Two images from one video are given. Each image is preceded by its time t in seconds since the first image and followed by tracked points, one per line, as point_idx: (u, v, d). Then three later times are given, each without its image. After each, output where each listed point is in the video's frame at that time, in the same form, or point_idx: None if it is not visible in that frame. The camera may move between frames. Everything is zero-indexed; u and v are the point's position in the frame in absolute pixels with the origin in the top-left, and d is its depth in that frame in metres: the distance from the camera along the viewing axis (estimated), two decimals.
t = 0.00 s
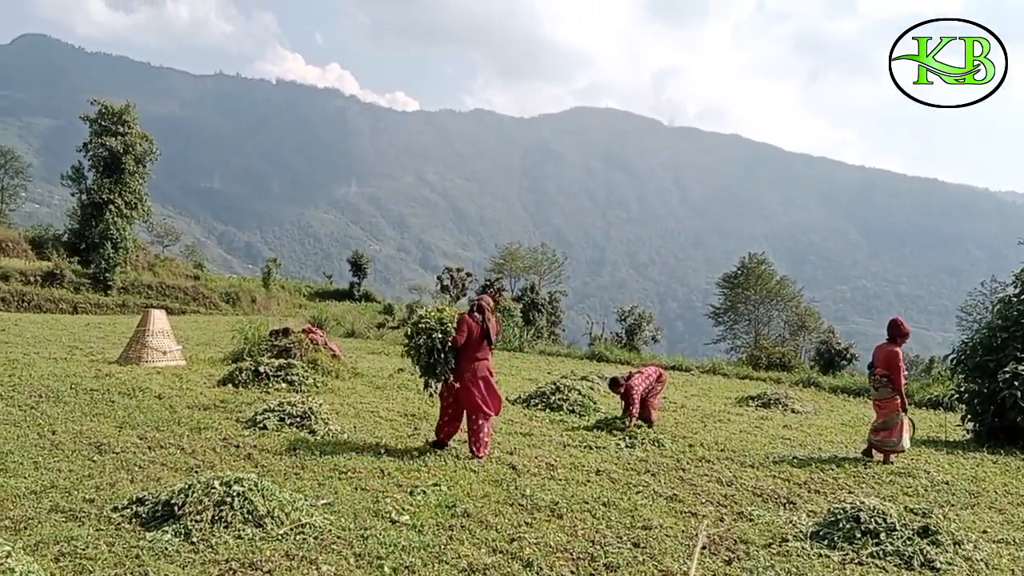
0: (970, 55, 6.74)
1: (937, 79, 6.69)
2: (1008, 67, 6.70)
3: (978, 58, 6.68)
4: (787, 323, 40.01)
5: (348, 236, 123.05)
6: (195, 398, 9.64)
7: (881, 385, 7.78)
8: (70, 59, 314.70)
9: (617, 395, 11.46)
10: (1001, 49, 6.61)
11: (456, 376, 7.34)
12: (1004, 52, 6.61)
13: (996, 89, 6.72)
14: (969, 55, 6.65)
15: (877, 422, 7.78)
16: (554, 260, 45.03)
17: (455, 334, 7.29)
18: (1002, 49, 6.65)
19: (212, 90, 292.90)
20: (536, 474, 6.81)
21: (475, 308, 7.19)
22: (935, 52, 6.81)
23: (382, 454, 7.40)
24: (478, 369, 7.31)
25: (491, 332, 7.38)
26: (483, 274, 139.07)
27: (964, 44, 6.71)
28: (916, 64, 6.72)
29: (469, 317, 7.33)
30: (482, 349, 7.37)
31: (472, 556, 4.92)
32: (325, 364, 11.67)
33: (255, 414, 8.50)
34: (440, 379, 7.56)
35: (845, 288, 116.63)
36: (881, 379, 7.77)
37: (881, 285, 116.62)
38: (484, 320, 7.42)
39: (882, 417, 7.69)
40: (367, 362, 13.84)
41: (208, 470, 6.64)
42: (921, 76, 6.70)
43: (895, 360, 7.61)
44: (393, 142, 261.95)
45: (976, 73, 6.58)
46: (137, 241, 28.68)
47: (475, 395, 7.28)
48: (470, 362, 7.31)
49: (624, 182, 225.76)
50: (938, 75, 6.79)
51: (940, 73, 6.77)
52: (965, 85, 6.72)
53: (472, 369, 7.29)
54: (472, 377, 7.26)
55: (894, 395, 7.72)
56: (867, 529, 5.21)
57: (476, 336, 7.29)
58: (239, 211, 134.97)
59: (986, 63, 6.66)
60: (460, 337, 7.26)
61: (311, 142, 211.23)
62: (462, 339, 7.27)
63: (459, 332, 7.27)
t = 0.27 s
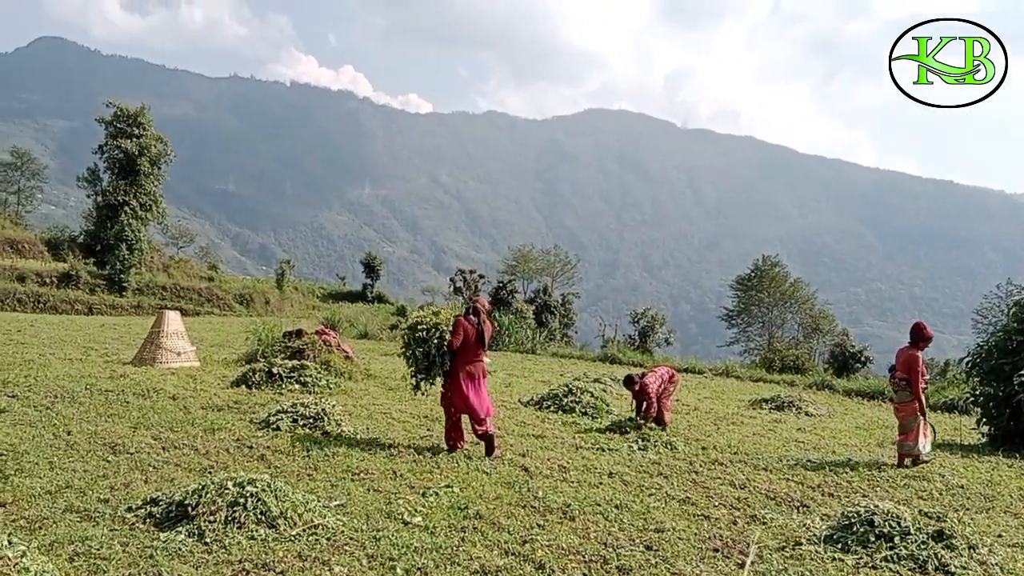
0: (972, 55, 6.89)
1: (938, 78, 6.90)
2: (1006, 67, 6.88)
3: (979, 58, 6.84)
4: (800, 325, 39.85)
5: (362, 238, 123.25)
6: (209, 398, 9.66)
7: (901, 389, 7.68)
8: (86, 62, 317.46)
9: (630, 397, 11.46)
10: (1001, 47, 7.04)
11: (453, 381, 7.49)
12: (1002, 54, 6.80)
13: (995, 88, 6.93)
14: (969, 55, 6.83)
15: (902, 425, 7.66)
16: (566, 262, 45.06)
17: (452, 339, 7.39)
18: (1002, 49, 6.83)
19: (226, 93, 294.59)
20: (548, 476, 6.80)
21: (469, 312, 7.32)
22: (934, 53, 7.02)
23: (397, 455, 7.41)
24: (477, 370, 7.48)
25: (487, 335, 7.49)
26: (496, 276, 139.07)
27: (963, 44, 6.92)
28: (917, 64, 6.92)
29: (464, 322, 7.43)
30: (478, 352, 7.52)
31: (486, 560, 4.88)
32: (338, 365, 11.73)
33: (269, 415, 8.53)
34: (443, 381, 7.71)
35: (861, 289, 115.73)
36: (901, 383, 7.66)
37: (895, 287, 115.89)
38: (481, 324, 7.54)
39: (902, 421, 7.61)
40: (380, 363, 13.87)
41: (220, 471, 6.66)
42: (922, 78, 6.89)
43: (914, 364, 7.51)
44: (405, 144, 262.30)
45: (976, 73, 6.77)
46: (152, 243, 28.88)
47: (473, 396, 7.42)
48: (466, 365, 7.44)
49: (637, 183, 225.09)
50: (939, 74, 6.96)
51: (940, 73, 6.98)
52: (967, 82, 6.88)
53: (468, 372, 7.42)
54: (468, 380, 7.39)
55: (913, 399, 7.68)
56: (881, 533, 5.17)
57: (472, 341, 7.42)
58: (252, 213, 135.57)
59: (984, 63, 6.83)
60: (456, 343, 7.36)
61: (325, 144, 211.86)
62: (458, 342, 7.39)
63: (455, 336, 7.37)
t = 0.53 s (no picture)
0: (972, 54, 6.79)
1: (937, 78, 6.82)
2: (1008, 67, 6.78)
3: (978, 58, 6.74)
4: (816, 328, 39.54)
5: (377, 239, 123.65)
6: (225, 400, 9.74)
7: (925, 393, 7.57)
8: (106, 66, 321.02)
9: (645, 399, 11.41)
10: (1001, 48, 6.76)
11: (457, 377, 7.68)
12: (1004, 52, 6.69)
13: (998, 88, 6.82)
14: (969, 54, 6.75)
15: (925, 429, 7.57)
16: (581, 264, 44.96)
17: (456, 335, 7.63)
18: (1003, 48, 6.73)
19: (242, 96, 296.80)
20: (562, 478, 6.80)
21: (472, 308, 7.54)
22: (933, 53, 6.92)
23: (410, 456, 7.42)
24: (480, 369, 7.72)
25: (489, 332, 7.74)
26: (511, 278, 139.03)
27: (965, 42, 6.79)
28: (917, 64, 6.84)
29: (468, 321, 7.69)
30: (482, 348, 7.77)
31: (501, 563, 4.88)
32: (353, 367, 11.77)
33: (285, 417, 8.59)
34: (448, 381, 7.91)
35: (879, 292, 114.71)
36: (927, 387, 7.56)
37: (913, 289, 114.80)
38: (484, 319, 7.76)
39: (926, 424, 7.52)
40: (394, 365, 13.90)
41: (236, 472, 6.72)
42: (920, 78, 6.83)
43: (939, 368, 7.40)
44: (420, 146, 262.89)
45: (975, 72, 6.67)
46: (169, 245, 29.14)
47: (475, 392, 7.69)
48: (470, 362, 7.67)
49: (653, 185, 224.24)
50: (938, 75, 6.89)
51: (940, 72, 6.89)
52: (967, 82, 6.77)
53: (471, 369, 7.64)
54: (472, 377, 7.59)
55: (938, 403, 7.52)
56: (898, 537, 5.13)
57: (475, 336, 7.66)
58: (268, 215, 136.28)
59: (985, 63, 6.74)
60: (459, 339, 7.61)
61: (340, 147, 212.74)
62: (460, 340, 7.63)
63: (458, 333, 7.61)
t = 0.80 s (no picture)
0: (969, 56, 6.76)
1: (938, 77, 6.78)
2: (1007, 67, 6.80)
3: (976, 60, 6.70)
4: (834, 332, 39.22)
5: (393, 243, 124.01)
6: (243, 403, 9.81)
7: (960, 399, 7.52)
8: (127, 70, 324.92)
9: (661, 403, 11.37)
10: (1000, 49, 7.17)
11: (466, 378, 7.98)
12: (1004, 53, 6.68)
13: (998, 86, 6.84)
14: (969, 55, 6.71)
15: (961, 435, 7.49)
16: (597, 269, 44.89)
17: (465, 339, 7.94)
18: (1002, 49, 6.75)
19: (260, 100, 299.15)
20: (579, 483, 6.79)
21: (480, 311, 7.93)
22: (934, 54, 6.85)
23: (426, 460, 7.44)
24: (487, 371, 8.04)
25: (496, 334, 8.05)
26: (526, 282, 139.00)
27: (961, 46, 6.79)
28: (918, 65, 6.84)
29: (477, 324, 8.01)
30: (488, 352, 8.04)
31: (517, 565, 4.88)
32: (369, 371, 11.81)
33: (301, 420, 8.63)
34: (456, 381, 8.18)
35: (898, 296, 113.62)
36: (962, 393, 7.51)
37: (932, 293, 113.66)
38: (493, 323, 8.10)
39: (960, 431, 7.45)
40: (410, 369, 13.95)
41: (253, 476, 6.75)
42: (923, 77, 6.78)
43: (972, 374, 7.36)
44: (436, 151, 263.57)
45: (974, 72, 6.67)
46: (187, 249, 29.41)
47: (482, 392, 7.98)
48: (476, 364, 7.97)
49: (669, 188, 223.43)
50: (939, 75, 6.87)
51: (940, 73, 6.83)
52: (966, 83, 6.75)
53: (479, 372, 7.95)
54: (478, 377, 7.91)
55: (973, 409, 7.46)
56: (916, 542, 5.08)
57: (483, 339, 7.96)
58: (285, 219, 137.09)
59: (985, 63, 6.68)
60: (468, 343, 7.93)
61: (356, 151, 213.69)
62: (469, 343, 7.93)
63: (468, 335, 7.92)
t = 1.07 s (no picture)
0: (969, 56, 6.68)
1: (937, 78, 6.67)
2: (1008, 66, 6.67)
3: (977, 60, 6.61)
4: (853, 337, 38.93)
5: (410, 247, 124.45)
6: (262, 406, 9.89)
7: (992, 404, 7.48)
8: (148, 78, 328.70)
9: (679, 408, 11.32)
10: (1003, 42, 6.93)
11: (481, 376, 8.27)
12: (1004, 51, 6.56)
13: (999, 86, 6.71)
14: (968, 55, 6.63)
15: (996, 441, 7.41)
16: (614, 273, 44.81)
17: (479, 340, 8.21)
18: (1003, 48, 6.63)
19: (279, 105, 301.61)
20: (597, 488, 6.76)
21: (493, 312, 8.14)
22: (936, 52, 6.75)
23: (443, 464, 7.44)
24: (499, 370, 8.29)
25: (507, 333, 8.29)
26: (543, 286, 138.91)
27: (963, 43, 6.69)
28: (918, 65, 6.75)
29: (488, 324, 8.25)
30: (500, 351, 8.28)
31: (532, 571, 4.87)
32: (387, 375, 11.84)
33: (319, 424, 8.68)
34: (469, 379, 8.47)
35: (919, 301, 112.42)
36: (995, 399, 7.47)
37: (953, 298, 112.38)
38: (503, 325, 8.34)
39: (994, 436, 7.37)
40: (427, 373, 13.97)
41: (271, 480, 6.80)
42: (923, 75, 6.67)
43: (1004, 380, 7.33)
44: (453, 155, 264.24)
45: (974, 72, 6.58)
46: (206, 254, 29.69)
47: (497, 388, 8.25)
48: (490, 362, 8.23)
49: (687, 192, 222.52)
50: (939, 75, 6.79)
51: (940, 72, 6.73)
52: (967, 83, 6.68)
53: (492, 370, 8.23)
54: (492, 375, 8.21)
55: (1007, 413, 7.40)
56: (934, 549, 5.02)
57: (496, 338, 8.21)
58: (304, 223, 137.95)
59: (985, 63, 6.60)
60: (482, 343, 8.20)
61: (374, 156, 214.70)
62: (483, 341, 8.21)
63: (482, 335, 8.18)
